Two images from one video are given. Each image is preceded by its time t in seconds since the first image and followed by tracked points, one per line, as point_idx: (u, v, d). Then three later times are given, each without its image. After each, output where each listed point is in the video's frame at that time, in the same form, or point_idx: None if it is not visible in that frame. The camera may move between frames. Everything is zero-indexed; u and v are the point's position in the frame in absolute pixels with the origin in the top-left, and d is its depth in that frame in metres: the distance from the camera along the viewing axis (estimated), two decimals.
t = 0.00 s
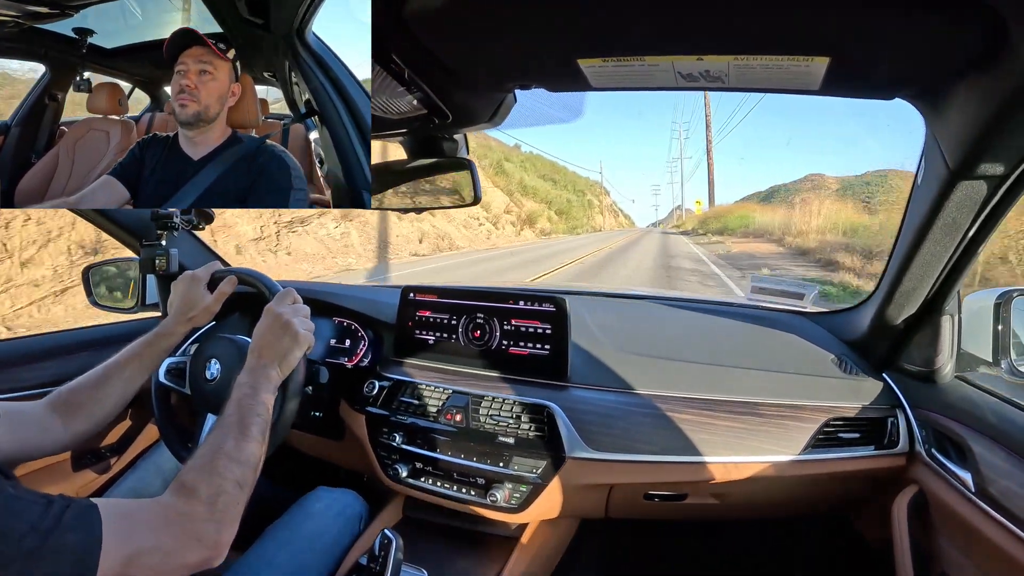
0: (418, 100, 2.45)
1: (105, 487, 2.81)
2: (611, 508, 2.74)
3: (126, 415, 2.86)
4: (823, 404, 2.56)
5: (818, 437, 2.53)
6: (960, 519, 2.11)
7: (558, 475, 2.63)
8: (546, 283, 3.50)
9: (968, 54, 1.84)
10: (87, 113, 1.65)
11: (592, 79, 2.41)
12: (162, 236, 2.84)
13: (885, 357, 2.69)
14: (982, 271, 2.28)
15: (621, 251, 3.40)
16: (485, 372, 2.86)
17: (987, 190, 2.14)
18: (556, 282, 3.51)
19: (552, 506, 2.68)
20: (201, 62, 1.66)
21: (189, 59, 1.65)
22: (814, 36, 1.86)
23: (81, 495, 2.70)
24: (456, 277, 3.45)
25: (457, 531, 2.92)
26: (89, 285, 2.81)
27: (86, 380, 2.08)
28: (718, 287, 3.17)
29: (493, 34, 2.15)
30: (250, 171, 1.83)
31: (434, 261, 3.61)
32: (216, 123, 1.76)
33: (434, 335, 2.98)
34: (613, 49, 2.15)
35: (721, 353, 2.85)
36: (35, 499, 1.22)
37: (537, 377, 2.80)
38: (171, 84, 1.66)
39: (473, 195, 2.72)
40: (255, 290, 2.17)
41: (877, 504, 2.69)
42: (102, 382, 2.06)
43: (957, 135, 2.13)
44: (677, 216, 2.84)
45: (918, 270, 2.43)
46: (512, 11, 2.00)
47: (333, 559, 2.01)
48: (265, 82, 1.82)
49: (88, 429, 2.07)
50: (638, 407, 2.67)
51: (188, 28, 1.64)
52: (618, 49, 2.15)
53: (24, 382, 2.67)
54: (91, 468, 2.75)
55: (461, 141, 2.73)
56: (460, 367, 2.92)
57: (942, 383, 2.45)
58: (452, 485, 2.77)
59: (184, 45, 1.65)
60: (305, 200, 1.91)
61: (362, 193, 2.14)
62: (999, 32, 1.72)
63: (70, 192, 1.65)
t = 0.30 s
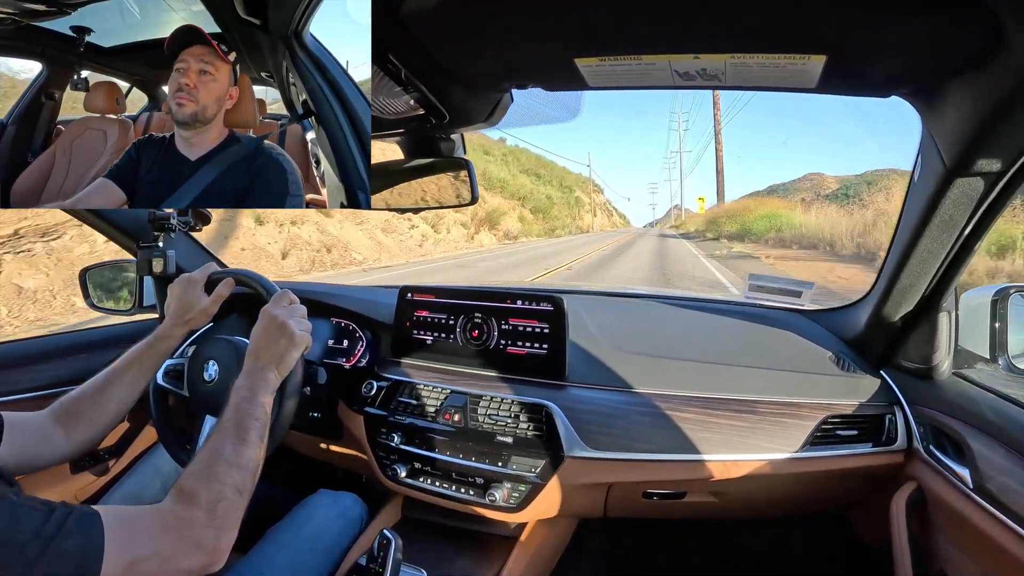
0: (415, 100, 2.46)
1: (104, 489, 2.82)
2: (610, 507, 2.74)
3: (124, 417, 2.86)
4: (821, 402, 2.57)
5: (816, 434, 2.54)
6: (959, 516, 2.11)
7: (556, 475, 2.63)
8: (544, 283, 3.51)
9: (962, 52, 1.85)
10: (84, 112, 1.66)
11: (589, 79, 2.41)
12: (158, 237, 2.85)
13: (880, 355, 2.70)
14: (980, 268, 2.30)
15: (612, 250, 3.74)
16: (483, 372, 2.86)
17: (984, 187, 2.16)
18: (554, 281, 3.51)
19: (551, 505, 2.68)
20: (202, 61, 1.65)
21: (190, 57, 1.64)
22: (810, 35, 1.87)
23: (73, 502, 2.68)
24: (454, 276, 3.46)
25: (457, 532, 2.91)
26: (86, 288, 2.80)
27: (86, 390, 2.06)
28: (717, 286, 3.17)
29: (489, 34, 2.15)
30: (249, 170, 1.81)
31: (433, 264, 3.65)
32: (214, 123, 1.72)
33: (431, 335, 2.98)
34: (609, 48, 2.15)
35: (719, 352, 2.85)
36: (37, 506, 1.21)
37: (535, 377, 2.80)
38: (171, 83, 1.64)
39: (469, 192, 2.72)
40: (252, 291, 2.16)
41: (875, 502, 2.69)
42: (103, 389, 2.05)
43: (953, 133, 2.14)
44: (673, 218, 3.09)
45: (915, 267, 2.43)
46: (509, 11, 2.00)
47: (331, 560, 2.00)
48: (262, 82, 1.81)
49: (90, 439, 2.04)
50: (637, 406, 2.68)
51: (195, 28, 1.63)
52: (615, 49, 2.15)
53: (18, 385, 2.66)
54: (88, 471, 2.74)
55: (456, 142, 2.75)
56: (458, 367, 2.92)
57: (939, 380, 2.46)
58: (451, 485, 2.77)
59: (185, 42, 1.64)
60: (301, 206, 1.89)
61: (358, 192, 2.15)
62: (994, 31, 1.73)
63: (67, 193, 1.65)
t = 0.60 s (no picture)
0: (412, 101, 2.46)
1: (101, 492, 2.81)
2: (609, 508, 2.73)
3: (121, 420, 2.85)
4: (818, 401, 2.58)
5: (813, 434, 2.54)
6: (957, 515, 2.12)
7: (555, 475, 2.62)
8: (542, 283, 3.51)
9: (958, 52, 1.85)
10: (81, 111, 1.62)
11: (585, 80, 2.41)
12: (156, 239, 2.86)
13: (880, 354, 2.71)
14: (976, 267, 2.30)
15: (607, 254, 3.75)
16: (481, 373, 2.86)
17: (981, 187, 2.16)
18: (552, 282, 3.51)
19: (550, 507, 2.67)
20: (200, 63, 1.65)
21: (188, 59, 1.65)
22: (807, 35, 1.87)
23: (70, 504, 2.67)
24: (452, 277, 3.45)
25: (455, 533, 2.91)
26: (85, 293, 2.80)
27: (79, 390, 2.04)
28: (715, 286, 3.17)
29: (485, 35, 2.15)
30: (249, 171, 1.79)
31: (432, 267, 3.66)
32: (213, 125, 1.71)
33: (429, 336, 2.98)
34: (605, 49, 2.15)
35: (717, 352, 2.86)
36: (34, 507, 1.21)
37: (533, 377, 2.81)
38: (170, 86, 1.65)
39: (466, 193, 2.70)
40: (248, 293, 2.18)
41: (874, 501, 2.70)
42: (95, 389, 2.05)
43: (949, 132, 2.14)
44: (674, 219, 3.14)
45: (912, 266, 2.44)
46: (504, 12, 2.00)
47: (329, 562, 2.00)
48: (260, 81, 1.80)
49: (86, 439, 2.03)
50: (635, 406, 2.68)
51: (189, 29, 1.64)
52: (611, 50, 2.15)
53: (16, 388, 2.64)
54: (87, 473, 2.74)
55: (454, 144, 2.76)
56: (457, 368, 2.91)
57: (937, 380, 2.47)
58: (450, 486, 2.76)
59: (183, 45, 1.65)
60: (301, 204, 1.92)
61: (355, 191, 2.17)
62: (990, 31, 1.73)
63: (65, 192, 1.63)
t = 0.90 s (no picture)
0: (409, 100, 2.48)
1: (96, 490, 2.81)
2: (604, 509, 2.73)
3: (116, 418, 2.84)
4: (814, 404, 2.58)
5: (809, 436, 2.54)
6: (953, 518, 2.12)
7: (550, 476, 2.62)
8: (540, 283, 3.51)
9: (957, 55, 1.85)
10: (77, 113, 1.63)
11: (584, 80, 2.41)
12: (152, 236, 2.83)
13: (876, 357, 2.71)
14: (974, 271, 2.30)
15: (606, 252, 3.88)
16: (477, 373, 2.86)
17: (978, 190, 2.15)
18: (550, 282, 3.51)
19: (546, 506, 2.66)
20: (199, 63, 1.64)
21: (187, 59, 1.64)
22: (807, 38, 1.87)
23: (65, 503, 2.67)
24: (449, 276, 3.45)
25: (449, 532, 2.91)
26: (80, 287, 2.79)
27: (77, 389, 2.03)
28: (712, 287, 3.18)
29: (484, 36, 2.15)
30: (247, 172, 1.79)
31: (427, 266, 3.64)
32: (212, 127, 1.70)
33: (425, 336, 2.97)
34: (604, 49, 2.15)
35: (713, 353, 2.86)
36: (27, 507, 1.19)
37: (529, 378, 2.80)
38: (167, 86, 1.63)
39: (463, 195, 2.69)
40: (246, 292, 2.17)
41: (869, 503, 2.70)
42: (93, 389, 2.03)
43: (947, 135, 2.14)
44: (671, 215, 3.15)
45: (909, 269, 2.44)
46: (503, 12, 2.00)
47: (324, 560, 1.99)
48: (258, 81, 1.79)
49: (81, 438, 2.01)
50: (631, 407, 2.68)
51: (189, 31, 1.63)
52: (609, 51, 2.15)
53: (11, 385, 2.63)
54: (82, 470, 2.74)
55: (451, 143, 2.77)
56: (453, 368, 2.91)
57: (933, 383, 2.48)
58: (445, 487, 2.75)
59: (182, 45, 1.64)
60: (298, 203, 1.92)
61: (351, 188, 2.18)
62: (987, 35, 1.73)
63: (63, 193, 1.63)
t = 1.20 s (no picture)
0: (405, 100, 2.47)
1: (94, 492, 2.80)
2: (603, 507, 2.73)
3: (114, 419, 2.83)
4: (811, 402, 2.58)
5: (807, 434, 2.54)
6: (951, 514, 2.13)
7: (549, 474, 2.62)
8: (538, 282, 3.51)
9: (954, 53, 1.85)
10: (77, 113, 1.61)
11: (581, 79, 2.41)
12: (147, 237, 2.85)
13: (873, 353, 2.71)
14: (969, 269, 2.30)
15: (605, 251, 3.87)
16: (476, 372, 2.85)
17: (975, 188, 2.16)
18: (548, 281, 3.51)
19: (546, 505, 2.66)
20: (194, 60, 1.64)
21: (184, 57, 1.63)
22: (805, 36, 1.87)
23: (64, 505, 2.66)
24: (446, 276, 3.45)
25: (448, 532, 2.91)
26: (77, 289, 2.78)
27: (75, 388, 2.02)
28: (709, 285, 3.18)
29: (481, 35, 2.15)
30: (243, 170, 1.79)
31: (424, 265, 3.63)
32: (208, 123, 1.72)
33: (423, 335, 2.97)
34: (601, 49, 2.15)
35: (711, 352, 2.86)
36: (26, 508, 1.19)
37: (527, 377, 2.80)
38: (164, 84, 1.63)
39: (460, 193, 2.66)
40: (243, 292, 2.17)
41: (866, 500, 2.71)
42: (91, 388, 2.02)
43: (944, 133, 2.15)
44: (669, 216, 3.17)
45: (907, 267, 2.45)
46: (499, 11, 2.00)
47: (323, 561, 1.99)
48: (255, 81, 1.79)
49: (76, 439, 2.00)
50: (629, 406, 2.68)
51: (184, 28, 1.62)
52: (607, 50, 2.15)
53: (8, 387, 2.62)
54: (81, 472, 2.74)
55: (448, 143, 2.77)
56: (450, 367, 2.91)
57: (932, 381, 2.47)
58: (444, 486, 2.75)
59: (177, 44, 1.63)
60: (294, 201, 1.92)
61: (347, 188, 2.18)
62: (984, 33, 1.74)
63: (60, 193, 1.60)
